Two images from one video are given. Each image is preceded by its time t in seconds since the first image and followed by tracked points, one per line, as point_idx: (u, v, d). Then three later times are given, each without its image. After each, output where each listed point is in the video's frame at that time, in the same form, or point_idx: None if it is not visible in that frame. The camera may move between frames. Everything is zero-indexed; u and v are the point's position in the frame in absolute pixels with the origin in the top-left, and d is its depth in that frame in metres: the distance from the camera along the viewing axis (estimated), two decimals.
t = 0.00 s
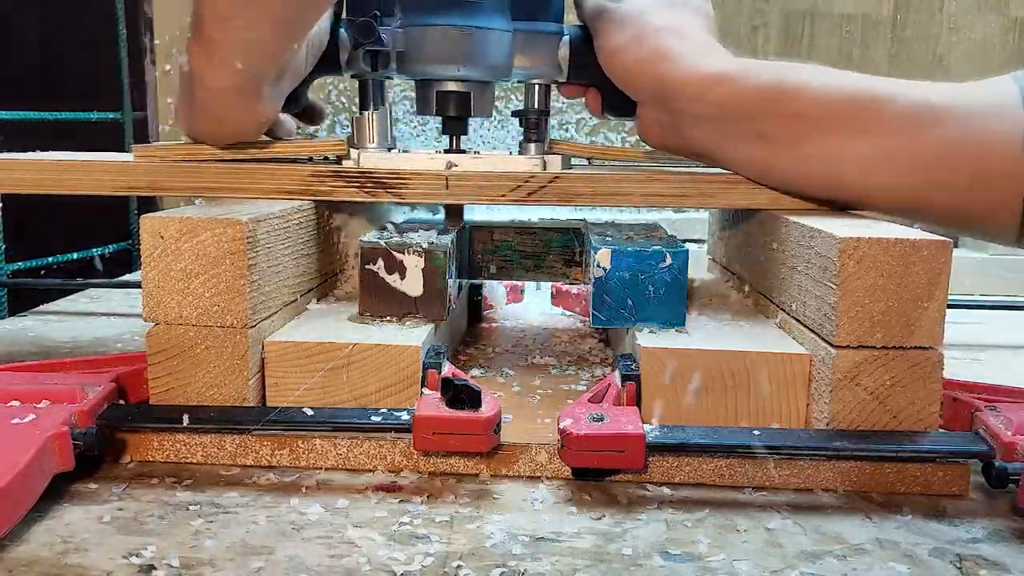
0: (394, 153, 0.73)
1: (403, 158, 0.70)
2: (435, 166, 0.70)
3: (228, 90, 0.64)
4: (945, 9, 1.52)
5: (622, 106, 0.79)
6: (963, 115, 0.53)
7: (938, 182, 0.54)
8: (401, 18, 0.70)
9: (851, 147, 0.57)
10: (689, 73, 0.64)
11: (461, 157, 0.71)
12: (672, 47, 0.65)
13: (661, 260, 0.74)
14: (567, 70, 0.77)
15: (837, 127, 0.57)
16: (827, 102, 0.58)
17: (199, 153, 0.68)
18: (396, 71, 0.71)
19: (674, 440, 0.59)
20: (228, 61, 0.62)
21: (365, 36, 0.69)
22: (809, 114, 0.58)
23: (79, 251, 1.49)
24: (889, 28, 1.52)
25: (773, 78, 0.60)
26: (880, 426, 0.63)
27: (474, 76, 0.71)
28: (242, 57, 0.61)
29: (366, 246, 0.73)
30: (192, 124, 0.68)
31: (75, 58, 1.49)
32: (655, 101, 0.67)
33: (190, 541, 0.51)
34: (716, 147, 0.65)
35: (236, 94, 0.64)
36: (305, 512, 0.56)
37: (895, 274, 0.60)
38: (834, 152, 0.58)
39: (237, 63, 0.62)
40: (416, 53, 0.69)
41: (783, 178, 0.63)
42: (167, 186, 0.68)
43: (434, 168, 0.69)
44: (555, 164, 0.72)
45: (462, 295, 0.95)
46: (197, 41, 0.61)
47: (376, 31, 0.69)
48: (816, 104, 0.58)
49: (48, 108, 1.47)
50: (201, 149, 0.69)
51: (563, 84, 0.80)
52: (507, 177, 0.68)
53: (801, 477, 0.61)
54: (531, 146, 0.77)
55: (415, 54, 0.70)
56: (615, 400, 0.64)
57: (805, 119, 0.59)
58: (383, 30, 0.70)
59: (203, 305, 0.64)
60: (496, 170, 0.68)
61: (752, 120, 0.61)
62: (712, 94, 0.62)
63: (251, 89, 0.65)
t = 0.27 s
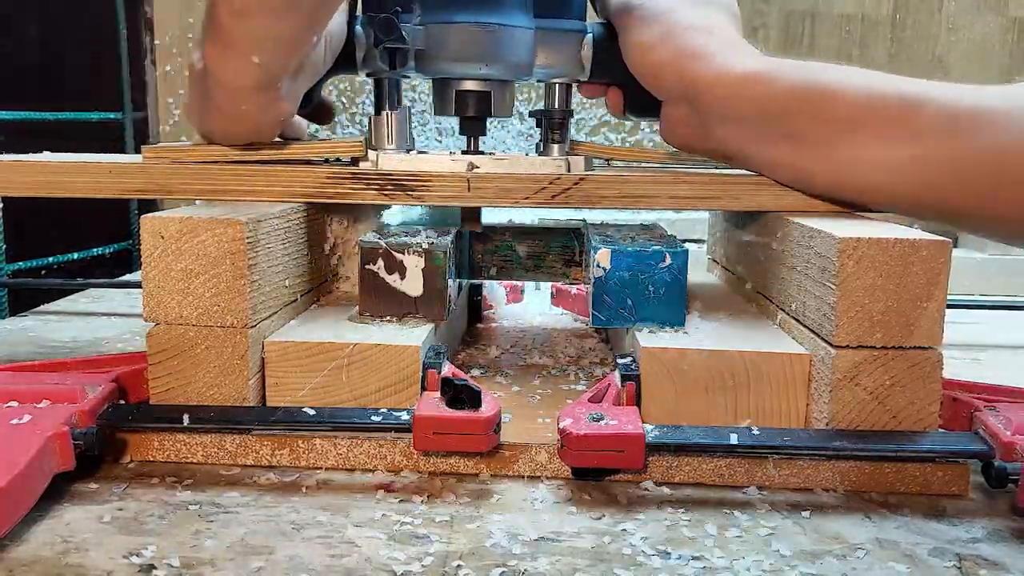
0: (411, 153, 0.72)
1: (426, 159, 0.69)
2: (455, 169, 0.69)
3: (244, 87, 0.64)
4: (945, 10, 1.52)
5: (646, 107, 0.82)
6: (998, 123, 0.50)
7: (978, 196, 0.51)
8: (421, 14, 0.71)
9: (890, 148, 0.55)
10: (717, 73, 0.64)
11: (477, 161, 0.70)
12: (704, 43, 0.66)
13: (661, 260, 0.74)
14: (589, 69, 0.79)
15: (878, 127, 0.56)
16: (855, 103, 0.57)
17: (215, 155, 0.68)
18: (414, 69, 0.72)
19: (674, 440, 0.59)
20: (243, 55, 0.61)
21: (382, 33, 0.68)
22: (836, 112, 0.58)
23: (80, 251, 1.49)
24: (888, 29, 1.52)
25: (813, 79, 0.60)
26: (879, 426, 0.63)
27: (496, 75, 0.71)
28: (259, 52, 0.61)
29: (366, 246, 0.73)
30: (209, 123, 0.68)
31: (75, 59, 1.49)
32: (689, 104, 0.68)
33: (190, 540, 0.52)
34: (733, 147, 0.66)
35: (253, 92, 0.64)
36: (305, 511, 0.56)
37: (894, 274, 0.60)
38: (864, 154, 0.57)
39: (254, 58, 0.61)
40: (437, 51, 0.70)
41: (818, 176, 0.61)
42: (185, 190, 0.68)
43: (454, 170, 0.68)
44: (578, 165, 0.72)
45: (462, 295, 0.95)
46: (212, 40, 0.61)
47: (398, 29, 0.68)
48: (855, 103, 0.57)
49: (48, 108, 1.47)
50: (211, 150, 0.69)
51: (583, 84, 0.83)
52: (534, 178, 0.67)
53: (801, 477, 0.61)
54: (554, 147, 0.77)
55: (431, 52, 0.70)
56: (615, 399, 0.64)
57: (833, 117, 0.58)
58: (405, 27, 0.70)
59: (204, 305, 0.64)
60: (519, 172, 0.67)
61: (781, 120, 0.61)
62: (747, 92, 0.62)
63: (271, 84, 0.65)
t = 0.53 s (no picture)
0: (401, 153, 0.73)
1: (415, 159, 0.69)
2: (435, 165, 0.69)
3: (230, 87, 0.63)
4: (944, 10, 1.52)
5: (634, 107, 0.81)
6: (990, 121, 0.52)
7: (985, 196, 0.52)
8: (410, 13, 0.70)
9: (870, 152, 0.58)
10: (710, 74, 0.65)
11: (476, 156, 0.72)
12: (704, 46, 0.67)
13: (661, 260, 0.74)
14: (579, 66, 0.78)
15: (874, 138, 0.57)
16: (853, 106, 0.58)
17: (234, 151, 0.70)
18: (403, 68, 0.71)
19: (674, 439, 0.59)
20: (223, 55, 0.60)
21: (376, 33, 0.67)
22: (833, 114, 0.59)
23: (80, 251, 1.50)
24: (888, 29, 1.52)
25: (804, 83, 0.61)
26: (879, 426, 0.63)
27: (487, 73, 0.71)
28: (238, 51, 0.60)
29: (366, 246, 0.73)
30: (193, 124, 0.68)
31: (76, 58, 1.49)
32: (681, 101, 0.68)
33: (191, 540, 0.52)
34: (738, 153, 0.66)
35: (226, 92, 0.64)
36: (305, 511, 0.56)
37: (894, 274, 0.60)
38: (851, 160, 0.59)
39: (234, 57, 0.61)
40: (425, 51, 0.70)
41: (804, 180, 0.63)
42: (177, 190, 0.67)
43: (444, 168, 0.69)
44: (570, 166, 0.72)
45: (462, 295, 0.95)
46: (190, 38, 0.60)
47: (388, 27, 0.68)
48: (847, 108, 0.58)
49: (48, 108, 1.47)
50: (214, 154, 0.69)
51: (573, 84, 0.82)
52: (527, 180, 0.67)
53: (801, 477, 0.61)
54: (546, 147, 0.77)
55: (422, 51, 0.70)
56: (615, 399, 0.65)
57: (828, 122, 0.59)
58: (394, 24, 0.70)
59: (204, 305, 0.64)
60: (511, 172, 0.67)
61: (773, 120, 0.62)
62: (739, 92, 0.63)
63: (245, 87, 0.64)
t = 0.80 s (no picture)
0: (342, 152, 0.73)
1: (357, 158, 0.71)
2: (391, 169, 0.70)
3: (161, 88, 0.64)
4: (944, 10, 1.52)
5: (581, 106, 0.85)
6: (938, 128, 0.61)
7: (954, 212, 0.62)
8: (351, 8, 0.72)
9: (818, 151, 0.63)
10: (652, 77, 0.68)
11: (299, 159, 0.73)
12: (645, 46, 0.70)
13: (661, 260, 0.74)
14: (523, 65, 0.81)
15: (817, 138, 0.63)
16: (794, 108, 0.64)
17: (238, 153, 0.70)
18: (344, 65, 0.73)
19: (674, 439, 0.59)
20: (166, 56, 0.61)
21: (312, 26, 0.69)
22: (775, 117, 0.64)
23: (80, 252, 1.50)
24: (888, 29, 1.52)
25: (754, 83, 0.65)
26: (878, 426, 0.63)
27: (429, 71, 0.72)
28: (181, 52, 0.61)
29: (366, 246, 0.73)
30: (129, 126, 0.68)
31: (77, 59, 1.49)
32: (621, 102, 0.72)
33: (191, 540, 0.52)
34: (699, 157, 0.69)
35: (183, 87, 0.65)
36: (305, 511, 0.56)
37: (893, 274, 0.61)
38: (799, 158, 0.64)
39: (177, 58, 0.61)
40: (364, 46, 0.71)
41: (764, 182, 0.67)
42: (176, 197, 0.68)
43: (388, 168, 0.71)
44: (516, 165, 0.74)
45: (462, 295, 0.95)
46: (131, 36, 0.61)
47: (327, 23, 0.70)
48: (789, 108, 0.64)
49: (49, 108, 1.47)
50: (209, 156, 0.70)
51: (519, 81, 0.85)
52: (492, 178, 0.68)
53: (800, 476, 0.61)
54: (492, 146, 0.79)
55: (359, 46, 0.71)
56: (615, 399, 0.65)
57: (766, 122, 0.64)
58: (334, 20, 0.71)
59: (204, 305, 0.65)
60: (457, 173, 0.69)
61: (720, 119, 0.66)
62: (682, 95, 0.67)
63: (190, 89, 0.65)
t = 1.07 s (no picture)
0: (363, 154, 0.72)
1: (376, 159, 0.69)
2: (415, 171, 0.68)
3: (188, 82, 0.63)
4: (944, 10, 1.52)
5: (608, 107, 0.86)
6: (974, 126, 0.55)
7: (957, 198, 0.56)
8: (371, 6, 0.70)
9: (864, 147, 0.59)
10: (685, 76, 0.67)
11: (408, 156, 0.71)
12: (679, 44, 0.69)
13: (661, 260, 0.74)
14: (546, 64, 0.80)
15: (846, 133, 0.59)
16: (835, 106, 0.60)
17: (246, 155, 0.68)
18: (364, 63, 0.71)
19: (674, 439, 0.59)
20: (182, 50, 0.60)
21: (336, 25, 0.66)
22: (814, 117, 0.61)
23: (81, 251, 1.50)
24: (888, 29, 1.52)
25: (784, 81, 0.63)
26: (878, 426, 0.63)
27: (450, 70, 0.71)
28: (202, 46, 0.60)
29: (366, 246, 0.73)
30: (144, 124, 0.66)
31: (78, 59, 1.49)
32: (657, 103, 0.70)
33: (191, 539, 0.52)
34: (729, 156, 0.67)
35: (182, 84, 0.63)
36: (306, 510, 0.56)
37: (893, 274, 0.61)
38: (833, 161, 0.61)
39: (197, 52, 0.60)
40: (390, 45, 0.70)
41: (801, 184, 0.64)
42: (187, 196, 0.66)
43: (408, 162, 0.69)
44: (544, 167, 0.73)
45: (462, 295, 0.95)
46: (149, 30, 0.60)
47: (351, 19, 0.67)
48: (833, 108, 0.60)
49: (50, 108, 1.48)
50: (233, 156, 0.69)
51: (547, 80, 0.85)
52: (502, 182, 0.67)
53: (800, 476, 0.61)
54: (518, 147, 0.77)
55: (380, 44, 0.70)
56: (614, 399, 0.65)
57: (807, 124, 0.61)
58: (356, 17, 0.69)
59: (205, 305, 0.65)
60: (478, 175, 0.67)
61: (754, 120, 0.64)
62: (715, 95, 0.65)
63: (211, 85, 0.64)
